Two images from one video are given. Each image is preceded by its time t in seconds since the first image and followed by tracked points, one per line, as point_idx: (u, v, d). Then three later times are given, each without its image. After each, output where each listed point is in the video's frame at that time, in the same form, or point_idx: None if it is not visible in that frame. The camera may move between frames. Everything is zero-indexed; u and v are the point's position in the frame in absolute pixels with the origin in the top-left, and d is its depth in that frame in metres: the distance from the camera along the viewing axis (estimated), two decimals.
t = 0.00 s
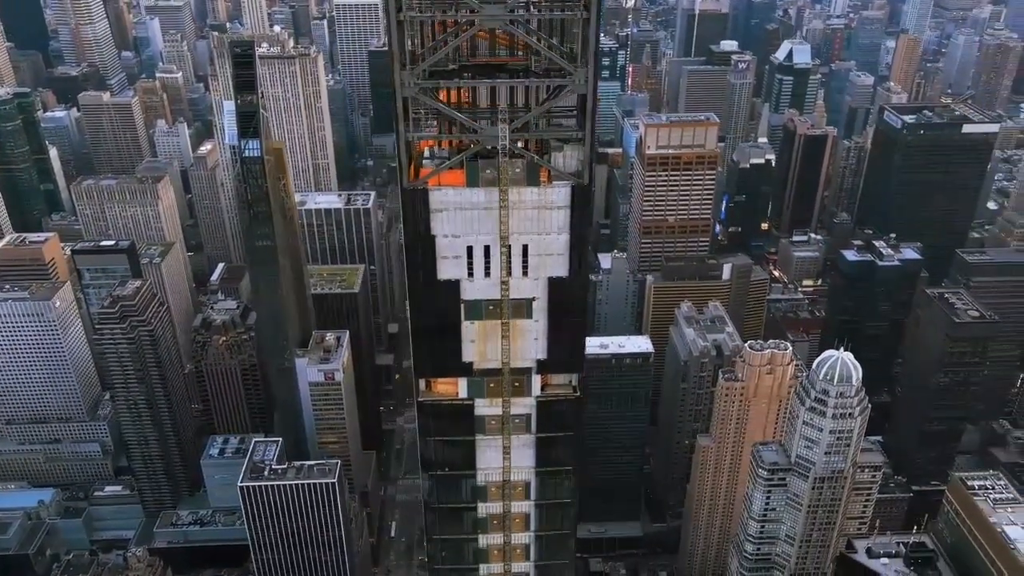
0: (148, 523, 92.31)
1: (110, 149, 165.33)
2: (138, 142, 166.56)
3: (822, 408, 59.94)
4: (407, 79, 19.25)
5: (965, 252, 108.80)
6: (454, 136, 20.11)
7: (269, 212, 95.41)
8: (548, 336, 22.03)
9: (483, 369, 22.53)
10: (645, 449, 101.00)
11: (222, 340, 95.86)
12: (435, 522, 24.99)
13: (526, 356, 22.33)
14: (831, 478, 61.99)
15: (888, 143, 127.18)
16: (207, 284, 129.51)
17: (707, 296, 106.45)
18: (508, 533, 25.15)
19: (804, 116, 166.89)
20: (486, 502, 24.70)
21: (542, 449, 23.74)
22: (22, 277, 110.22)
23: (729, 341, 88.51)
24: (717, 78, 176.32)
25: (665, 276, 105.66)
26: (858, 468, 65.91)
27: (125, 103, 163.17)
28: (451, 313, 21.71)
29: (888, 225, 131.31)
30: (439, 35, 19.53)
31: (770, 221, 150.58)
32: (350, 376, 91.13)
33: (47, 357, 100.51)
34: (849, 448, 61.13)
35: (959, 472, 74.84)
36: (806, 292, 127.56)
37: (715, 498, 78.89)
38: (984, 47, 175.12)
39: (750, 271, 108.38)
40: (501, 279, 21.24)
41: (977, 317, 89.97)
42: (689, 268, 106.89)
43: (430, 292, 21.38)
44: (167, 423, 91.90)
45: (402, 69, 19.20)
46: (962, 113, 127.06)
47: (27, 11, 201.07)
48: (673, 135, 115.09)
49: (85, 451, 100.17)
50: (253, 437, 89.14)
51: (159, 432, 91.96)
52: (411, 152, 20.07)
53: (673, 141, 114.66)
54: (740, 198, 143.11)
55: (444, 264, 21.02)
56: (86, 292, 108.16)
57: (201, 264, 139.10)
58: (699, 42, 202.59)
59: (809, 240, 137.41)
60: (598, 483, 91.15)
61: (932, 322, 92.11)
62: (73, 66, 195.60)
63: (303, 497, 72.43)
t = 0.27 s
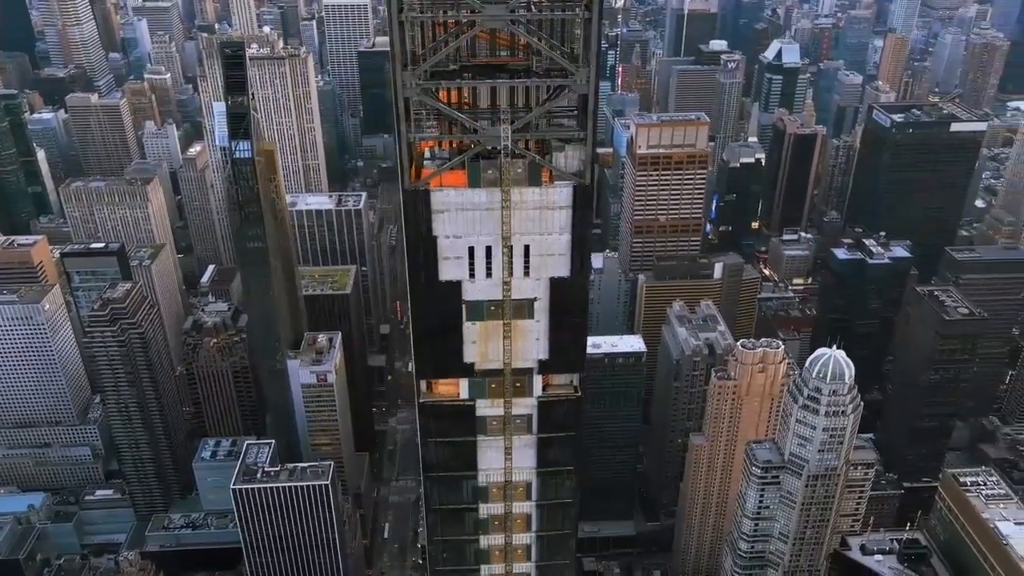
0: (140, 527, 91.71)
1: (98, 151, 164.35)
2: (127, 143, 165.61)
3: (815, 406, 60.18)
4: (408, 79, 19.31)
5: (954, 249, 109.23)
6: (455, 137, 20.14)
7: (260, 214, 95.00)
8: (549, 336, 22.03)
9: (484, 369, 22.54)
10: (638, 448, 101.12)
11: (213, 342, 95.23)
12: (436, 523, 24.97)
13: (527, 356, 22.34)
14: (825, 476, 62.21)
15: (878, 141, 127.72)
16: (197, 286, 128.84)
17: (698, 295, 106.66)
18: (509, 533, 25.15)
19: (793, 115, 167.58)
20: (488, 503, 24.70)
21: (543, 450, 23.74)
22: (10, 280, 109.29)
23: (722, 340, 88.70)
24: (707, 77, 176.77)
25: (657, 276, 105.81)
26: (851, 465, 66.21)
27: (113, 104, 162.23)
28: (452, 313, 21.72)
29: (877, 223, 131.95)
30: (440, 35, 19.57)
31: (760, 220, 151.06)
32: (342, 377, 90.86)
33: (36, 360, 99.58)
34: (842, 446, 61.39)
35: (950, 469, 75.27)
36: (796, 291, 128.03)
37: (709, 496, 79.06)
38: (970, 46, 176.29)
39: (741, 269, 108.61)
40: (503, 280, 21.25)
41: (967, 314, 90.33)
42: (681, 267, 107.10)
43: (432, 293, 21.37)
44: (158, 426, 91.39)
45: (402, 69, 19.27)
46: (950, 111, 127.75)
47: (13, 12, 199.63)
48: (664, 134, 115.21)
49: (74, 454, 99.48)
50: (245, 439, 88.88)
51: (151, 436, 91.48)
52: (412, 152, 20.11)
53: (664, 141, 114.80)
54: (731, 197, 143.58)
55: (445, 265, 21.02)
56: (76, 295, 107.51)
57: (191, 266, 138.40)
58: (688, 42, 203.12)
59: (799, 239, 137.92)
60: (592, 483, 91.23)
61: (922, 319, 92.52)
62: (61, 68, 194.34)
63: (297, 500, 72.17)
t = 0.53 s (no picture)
0: (132, 530, 91.22)
1: (86, 152, 163.43)
2: (115, 145, 164.71)
3: (808, 403, 60.39)
4: (410, 80, 19.39)
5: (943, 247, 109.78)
6: (456, 137, 20.18)
7: (251, 215, 94.69)
8: (551, 336, 22.05)
9: (485, 370, 22.54)
10: (631, 447, 101.19)
11: (204, 345, 94.89)
12: (437, 525, 24.92)
13: (529, 356, 22.33)
14: (818, 473, 62.44)
15: (867, 140, 128.31)
16: (188, 288, 128.25)
17: (691, 294, 106.85)
18: (510, 533, 25.12)
19: (782, 114, 168.30)
20: (488, 504, 24.67)
21: (544, 450, 23.75)
22: None
23: (714, 339, 88.89)
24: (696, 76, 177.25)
25: (649, 275, 105.91)
26: (844, 463, 66.49)
27: (101, 105, 161.23)
28: (454, 314, 21.71)
29: (867, 222, 132.66)
30: (441, 38, 19.64)
31: (750, 218, 151.53)
32: (334, 378, 90.55)
33: (26, 364, 98.83)
34: (836, 444, 61.54)
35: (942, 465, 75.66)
36: (787, 289, 128.52)
37: (702, 495, 79.25)
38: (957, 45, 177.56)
39: (733, 268, 108.88)
40: (504, 280, 21.26)
41: (957, 311, 90.79)
42: (672, 266, 107.29)
43: (434, 293, 21.38)
44: (150, 429, 90.96)
45: (404, 70, 19.34)
46: (938, 110, 128.46)
47: None
48: (654, 134, 115.27)
49: (65, 458, 98.98)
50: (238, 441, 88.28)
51: (142, 439, 91.04)
52: (414, 153, 20.13)
53: (654, 140, 114.86)
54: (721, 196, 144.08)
55: (447, 265, 21.03)
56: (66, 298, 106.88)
57: (181, 268, 137.73)
58: (678, 41, 203.69)
59: (790, 237, 138.47)
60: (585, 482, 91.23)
61: (912, 317, 92.97)
62: (48, 69, 193.08)
63: (290, 502, 71.89)
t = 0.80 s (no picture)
0: (123, 534, 90.63)
1: (74, 154, 162.40)
2: (104, 147, 163.72)
3: (801, 401, 60.59)
4: (412, 80, 19.40)
5: (933, 245, 110.32)
6: (457, 138, 20.20)
7: (242, 216, 94.32)
8: (553, 336, 22.07)
9: (487, 371, 22.56)
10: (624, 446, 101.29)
11: (195, 347, 95.38)
12: (438, 525, 24.91)
13: (530, 356, 22.35)
14: (811, 471, 62.67)
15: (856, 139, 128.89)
16: (178, 290, 127.62)
17: (682, 293, 107.00)
18: (511, 534, 25.11)
19: (772, 113, 168.89)
20: (489, 504, 24.67)
21: (546, 450, 23.76)
22: None
23: (706, 338, 89.09)
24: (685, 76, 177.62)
25: (640, 274, 106.03)
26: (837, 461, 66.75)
27: (89, 107, 160.20)
28: (454, 315, 21.74)
29: (857, 220, 133.25)
30: (442, 39, 19.67)
31: (740, 217, 152.01)
32: (327, 379, 90.23)
33: (15, 367, 98.06)
34: (829, 441, 61.77)
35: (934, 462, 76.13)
36: (777, 288, 129.01)
37: (695, 493, 79.44)
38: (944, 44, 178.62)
39: (724, 267, 109.68)
40: (506, 280, 21.28)
41: (947, 308, 91.19)
42: (664, 265, 107.48)
43: (435, 294, 21.39)
44: (141, 433, 90.53)
45: (406, 70, 19.35)
46: (926, 109, 129.09)
47: None
48: (645, 134, 115.23)
49: (55, 462, 98.18)
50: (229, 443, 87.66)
51: (133, 442, 90.55)
52: (416, 154, 20.14)
53: (645, 140, 114.82)
54: (711, 196, 144.47)
55: (449, 266, 21.04)
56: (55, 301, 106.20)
57: (171, 270, 137.04)
58: (667, 41, 204.08)
59: (780, 236, 139.05)
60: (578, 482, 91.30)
61: (902, 315, 93.37)
62: (35, 70, 191.75)
63: (283, 504, 71.62)
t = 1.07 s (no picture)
0: (116, 538, 90.14)
1: (64, 156, 161.47)
2: (94, 148, 162.86)
3: (795, 399, 60.80)
4: (414, 80, 19.42)
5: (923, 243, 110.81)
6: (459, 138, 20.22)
7: (234, 218, 94.01)
8: (554, 336, 22.09)
9: (488, 371, 22.58)
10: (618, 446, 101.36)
11: (188, 348, 94.58)
12: (440, 526, 24.92)
13: (532, 357, 22.35)
14: (805, 469, 62.88)
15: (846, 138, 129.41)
16: (169, 292, 127.05)
17: (675, 292, 107.09)
18: (512, 535, 25.12)
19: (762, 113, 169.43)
20: (490, 505, 24.68)
21: (546, 450, 23.78)
22: None
23: (699, 337, 89.29)
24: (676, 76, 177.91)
25: (633, 274, 106.10)
26: (831, 458, 67.03)
27: (78, 108, 159.20)
28: (455, 316, 21.75)
29: (848, 219, 133.75)
30: (444, 39, 19.68)
31: (732, 217, 152.39)
32: (320, 380, 89.94)
33: (6, 370, 97.44)
34: (823, 439, 62.00)
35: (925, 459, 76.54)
36: (769, 286, 129.34)
37: (689, 492, 79.60)
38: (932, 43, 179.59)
39: (716, 266, 109.43)
40: (507, 281, 21.31)
41: (938, 306, 91.44)
42: (656, 265, 107.59)
43: (436, 294, 21.41)
44: (133, 436, 90.19)
45: (408, 70, 19.36)
46: (916, 108, 129.72)
47: None
48: (637, 133, 115.03)
49: (46, 465, 97.39)
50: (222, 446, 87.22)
51: (125, 445, 90.11)
52: (417, 154, 20.15)
53: (638, 140, 114.68)
54: (703, 195, 144.75)
55: (450, 267, 21.06)
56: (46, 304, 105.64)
57: (162, 272, 136.41)
58: (658, 41, 204.39)
59: (771, 235, 139.49)
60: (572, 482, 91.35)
61: (894, 313, 93.77)
62: (23, 72, 190.61)
63: (277, 506, 71.37)
